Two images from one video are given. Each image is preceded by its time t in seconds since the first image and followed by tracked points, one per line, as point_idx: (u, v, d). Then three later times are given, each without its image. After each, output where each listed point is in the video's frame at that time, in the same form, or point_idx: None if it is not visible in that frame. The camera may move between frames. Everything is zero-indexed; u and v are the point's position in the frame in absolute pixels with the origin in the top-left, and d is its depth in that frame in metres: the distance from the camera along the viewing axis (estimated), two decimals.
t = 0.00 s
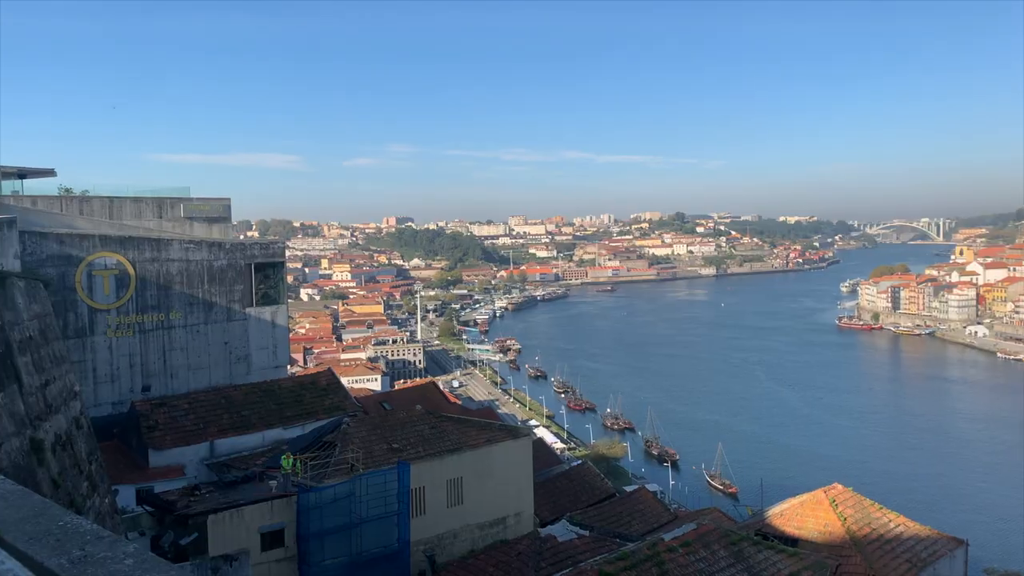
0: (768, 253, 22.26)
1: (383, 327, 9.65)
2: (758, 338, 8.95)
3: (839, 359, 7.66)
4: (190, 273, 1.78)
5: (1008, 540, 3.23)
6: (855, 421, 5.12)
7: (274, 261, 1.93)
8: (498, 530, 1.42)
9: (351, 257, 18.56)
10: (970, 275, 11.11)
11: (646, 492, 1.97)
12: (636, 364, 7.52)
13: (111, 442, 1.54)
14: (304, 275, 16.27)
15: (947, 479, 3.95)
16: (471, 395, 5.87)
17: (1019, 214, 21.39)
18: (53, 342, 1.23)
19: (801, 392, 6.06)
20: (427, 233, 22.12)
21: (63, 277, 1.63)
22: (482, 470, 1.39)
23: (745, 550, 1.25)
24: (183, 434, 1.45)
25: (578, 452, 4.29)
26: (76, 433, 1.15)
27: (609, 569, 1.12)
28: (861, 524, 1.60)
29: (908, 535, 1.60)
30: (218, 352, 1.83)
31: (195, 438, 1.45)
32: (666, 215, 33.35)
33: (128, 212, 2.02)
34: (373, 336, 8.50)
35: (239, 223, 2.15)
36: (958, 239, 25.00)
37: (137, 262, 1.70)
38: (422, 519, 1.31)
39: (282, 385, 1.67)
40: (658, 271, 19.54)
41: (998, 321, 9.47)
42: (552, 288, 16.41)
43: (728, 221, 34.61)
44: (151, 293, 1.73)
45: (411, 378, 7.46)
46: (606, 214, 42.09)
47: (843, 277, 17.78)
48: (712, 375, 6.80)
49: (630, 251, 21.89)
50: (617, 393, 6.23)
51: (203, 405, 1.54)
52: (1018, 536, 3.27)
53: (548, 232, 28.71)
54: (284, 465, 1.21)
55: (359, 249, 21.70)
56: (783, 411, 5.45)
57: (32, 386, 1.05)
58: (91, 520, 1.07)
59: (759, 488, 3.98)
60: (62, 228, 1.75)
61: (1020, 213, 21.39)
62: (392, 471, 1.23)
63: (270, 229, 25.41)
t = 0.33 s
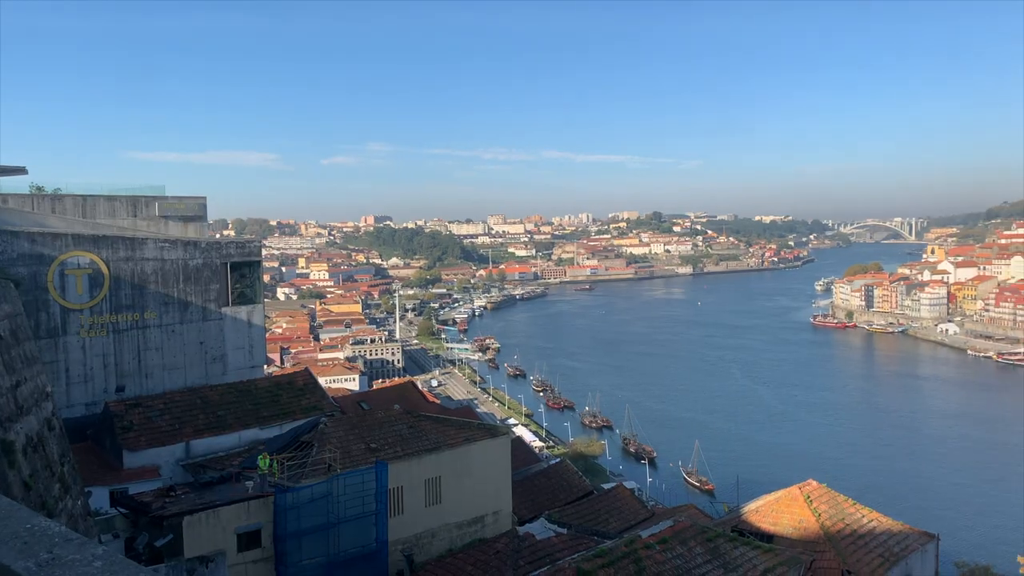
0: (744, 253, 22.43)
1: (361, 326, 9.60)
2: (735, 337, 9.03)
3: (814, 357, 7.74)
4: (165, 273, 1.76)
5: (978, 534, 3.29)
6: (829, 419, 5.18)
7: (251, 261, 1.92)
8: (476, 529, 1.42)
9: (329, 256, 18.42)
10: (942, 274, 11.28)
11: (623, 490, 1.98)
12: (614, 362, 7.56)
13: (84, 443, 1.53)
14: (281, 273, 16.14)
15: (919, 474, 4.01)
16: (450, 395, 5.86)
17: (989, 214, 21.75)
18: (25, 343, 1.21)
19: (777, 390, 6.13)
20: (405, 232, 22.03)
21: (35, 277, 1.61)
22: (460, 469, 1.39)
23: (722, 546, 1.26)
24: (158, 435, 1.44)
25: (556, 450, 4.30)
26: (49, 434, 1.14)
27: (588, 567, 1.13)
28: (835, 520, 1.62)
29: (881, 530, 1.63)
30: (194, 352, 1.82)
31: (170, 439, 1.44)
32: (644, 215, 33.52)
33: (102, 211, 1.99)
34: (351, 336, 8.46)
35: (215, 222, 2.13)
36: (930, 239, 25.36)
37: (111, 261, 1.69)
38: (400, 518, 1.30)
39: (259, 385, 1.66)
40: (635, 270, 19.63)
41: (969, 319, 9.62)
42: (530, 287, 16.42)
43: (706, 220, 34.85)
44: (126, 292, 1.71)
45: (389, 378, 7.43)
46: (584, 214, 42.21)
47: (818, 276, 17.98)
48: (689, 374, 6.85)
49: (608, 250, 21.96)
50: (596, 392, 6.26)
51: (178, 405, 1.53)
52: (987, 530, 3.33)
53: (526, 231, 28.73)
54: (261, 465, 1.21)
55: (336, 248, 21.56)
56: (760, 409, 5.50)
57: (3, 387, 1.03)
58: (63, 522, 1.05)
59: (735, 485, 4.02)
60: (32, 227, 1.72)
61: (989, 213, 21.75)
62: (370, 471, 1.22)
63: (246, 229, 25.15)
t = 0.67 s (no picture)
0: (698, 250, 22.75)
1: (316, 325, 9.49)
2: (689, 333, 9.15)
3: (765, 352, 7.89)
4: (112, 271, 1.72)
5: (922, 523, 3.39)
6: (780, 413, 5.29)
7: (202, 258, 1.88)
8: (432, 528, 1.42)
9: (282, 253, 18.16)
10: (887, 271, 11.59)
11: (579, 486, 2.00)
12: (570, 359, 7.60)
13: (26, 447, 1.48)
14: (233, 272, 15.87)
15: (865, 466, 4.12)
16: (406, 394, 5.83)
17: (932, 213, 22.42)
18: None
19: (729, 385, 6.23)
20: (360, 229, 21.83)
21: None
22: (417, 469, 1.39)
23: (676, 540, 1.28)
24: (105, 436, 1.40)
25: (513, 447, 4.31)
26: None
27: (544, 564, 1.13)
28: (786, 512, 1.65)
29: (830, 522, 1.67)
30: (142, 352, 1.77)
31: (118, 442, 1.40)
32: (600, 214, 33.76)
33: (45, 206, 1.92)
34: (306, 335, 8.35)
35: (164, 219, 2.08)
36: (876, 237, 26.04)
37: (55, 259, 1.63)
38: (355, 518, 1.29)
39: (210, 385, 1.63)
40: (592, 267, 19.76)
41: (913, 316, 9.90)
42: (487, 285, 16.42)
43: (660, 218, 35.24)
44: (71, 291, 1.66)
45: (345, 377, 7.37)
46: (540, 212, 42.33)
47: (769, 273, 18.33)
48: (644, 370, 6.92)
49: (565, 248, 22.07)
50: (552, 389, 6.29)
51: (126, 406, 1.49)
52: (931, 519, 3.44)
53: (483, 229, 28.70)
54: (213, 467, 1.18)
55: (290, 245, 21.26)
56: (713, 404, 5.58)
57: None
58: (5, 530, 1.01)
59: (690, 480, 4.07)
60: None
61: (932, 212, 22.42)
62: (325, 471, 1.21)
63: (197, 226, 24.67)
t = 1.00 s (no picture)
0: (637, 248, 23.08)
1: (253, 323, 9.30)
2: (629, 329, 9.29)
3: (702, 347, 8.07)
4: (36, 268, 1.65)
5: (850, 511, 3.51)
6: (716, 406, 5.42)
7: (132, 256, 1.83)
8: (373, 527, 1.41)
9: (217, 251, 17.73)
10: (818, 268, 11.93)
11: (520, 482, 2.01)
12: (512, 356, 7.64)
13: None
14: (165, 269, 15.44)
15: (797, 457, 4.25)
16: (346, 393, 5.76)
17: (860, 212, 23.23)
18: None
19: (667, 379, 6.35)
20: (298, 226, 21.47)
21: None
22: (357, 469, 1.38)
23: (615, 533, 1.29)
24: (29, 440, 1.35)
25: (455, 445, 4.31)
26: None
27: (485, 561, 1.14)
28: (721, 504, 1.69)
29: (764, 512, 1.71)
30: (69, 353, 1.71)
31: (43, 445, 1.35)
32: (541, 211, 33.94)
33: None
34: (242, 333, 8.19)
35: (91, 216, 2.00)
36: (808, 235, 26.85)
37: None
38: (293, 519, 1.27)
39: (142, 386, 1.58)
40: (534, 264, 19.86)
41: (843, 311, 10.25)
42: (429, 282, 16.35)
43: (601, 216, 35.63)
44: None
45: (283, 376, 7.24)
46: (482, 209, 42.33)
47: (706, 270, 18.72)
48: (585, 366, 7.00)
49: (506, 245, 22.12)
50: (494, 386, 6.31)
51: (52, 410, 1.44)
52: (857, 506, 3.57)
53: (425, 226, 28.56)
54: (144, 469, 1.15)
55: (226, 242, 20.79)
56: (652, 398, 5.67)
57: None
58: None
59: (629, 473, 4.13)
60: None
61: (861, 211, 23.23)
62: (262, 472, 1.19)
63: (127, 222, 23.90)
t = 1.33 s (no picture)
0: (576, 245, 23.28)
1: (185, 322, 9.05)
2: (568, 326, 9.37)
3: (639, 343, 8.19)
4: None
5: (781, 501, 3.61)
6: (653, 401, 5.52)
7: (56, 253, 1.75)
8: (310, 529, 1.39)
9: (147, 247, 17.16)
10: (750, 265, 12.23)
11: (460, 479, 2.01)
12: (452, 354, 7.62)
13: None
14: (91, 267, 14.89)
15: (730, 449, 4.36)
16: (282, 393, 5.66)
17: (791, 211, 23.90)
18: None
19: (605, 375, 6.43)
20: (232, 222, 20.96)
21: None
22: (294, 470, 1.36)
23: (554, 529, 1.31)
24: None
25: (394, 444, 4.27)
26: None
27: (424, 559, 1.13)
28: (658, 497, 1.72)
29: (699, 504, 1.75)
30: None
31: None
32: (481, 209, 33.91)
33: None
34: (174, 333, 7.96)
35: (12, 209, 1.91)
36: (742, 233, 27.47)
37: None
38: (227, 523, 1.25)
39: (66, 388, 1.53)
40: (474, 262, 19.84)
41: (774, 307, 10.55)
42: (367, 280, 16.18)
43: (541, 214, 35.80)
44: None
45: (217, 377, 7.06)
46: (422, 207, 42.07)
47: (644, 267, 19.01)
48: (524, 363, 7.04)
49: (447, 242, 22.04)
50: (434, 384, 6.28)
51: None
52: (788, 496, 3.68)
53: (363, 223, 28.22)
54: (69, 475, 1.11)
55: (156, 239, 20.16)
56: (590, 394, 5.73)
57: None
58: None
59: (568, 468, 4.17)
60: None
61: (791, 210, 23.90)
62: (194, 474, 1.16)
63: (50, 218, 22.95)
